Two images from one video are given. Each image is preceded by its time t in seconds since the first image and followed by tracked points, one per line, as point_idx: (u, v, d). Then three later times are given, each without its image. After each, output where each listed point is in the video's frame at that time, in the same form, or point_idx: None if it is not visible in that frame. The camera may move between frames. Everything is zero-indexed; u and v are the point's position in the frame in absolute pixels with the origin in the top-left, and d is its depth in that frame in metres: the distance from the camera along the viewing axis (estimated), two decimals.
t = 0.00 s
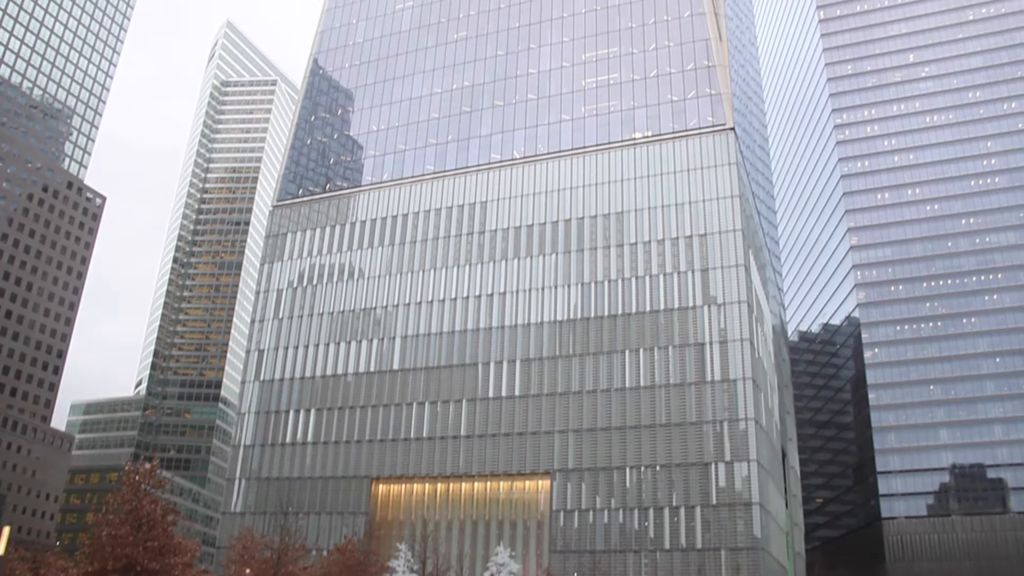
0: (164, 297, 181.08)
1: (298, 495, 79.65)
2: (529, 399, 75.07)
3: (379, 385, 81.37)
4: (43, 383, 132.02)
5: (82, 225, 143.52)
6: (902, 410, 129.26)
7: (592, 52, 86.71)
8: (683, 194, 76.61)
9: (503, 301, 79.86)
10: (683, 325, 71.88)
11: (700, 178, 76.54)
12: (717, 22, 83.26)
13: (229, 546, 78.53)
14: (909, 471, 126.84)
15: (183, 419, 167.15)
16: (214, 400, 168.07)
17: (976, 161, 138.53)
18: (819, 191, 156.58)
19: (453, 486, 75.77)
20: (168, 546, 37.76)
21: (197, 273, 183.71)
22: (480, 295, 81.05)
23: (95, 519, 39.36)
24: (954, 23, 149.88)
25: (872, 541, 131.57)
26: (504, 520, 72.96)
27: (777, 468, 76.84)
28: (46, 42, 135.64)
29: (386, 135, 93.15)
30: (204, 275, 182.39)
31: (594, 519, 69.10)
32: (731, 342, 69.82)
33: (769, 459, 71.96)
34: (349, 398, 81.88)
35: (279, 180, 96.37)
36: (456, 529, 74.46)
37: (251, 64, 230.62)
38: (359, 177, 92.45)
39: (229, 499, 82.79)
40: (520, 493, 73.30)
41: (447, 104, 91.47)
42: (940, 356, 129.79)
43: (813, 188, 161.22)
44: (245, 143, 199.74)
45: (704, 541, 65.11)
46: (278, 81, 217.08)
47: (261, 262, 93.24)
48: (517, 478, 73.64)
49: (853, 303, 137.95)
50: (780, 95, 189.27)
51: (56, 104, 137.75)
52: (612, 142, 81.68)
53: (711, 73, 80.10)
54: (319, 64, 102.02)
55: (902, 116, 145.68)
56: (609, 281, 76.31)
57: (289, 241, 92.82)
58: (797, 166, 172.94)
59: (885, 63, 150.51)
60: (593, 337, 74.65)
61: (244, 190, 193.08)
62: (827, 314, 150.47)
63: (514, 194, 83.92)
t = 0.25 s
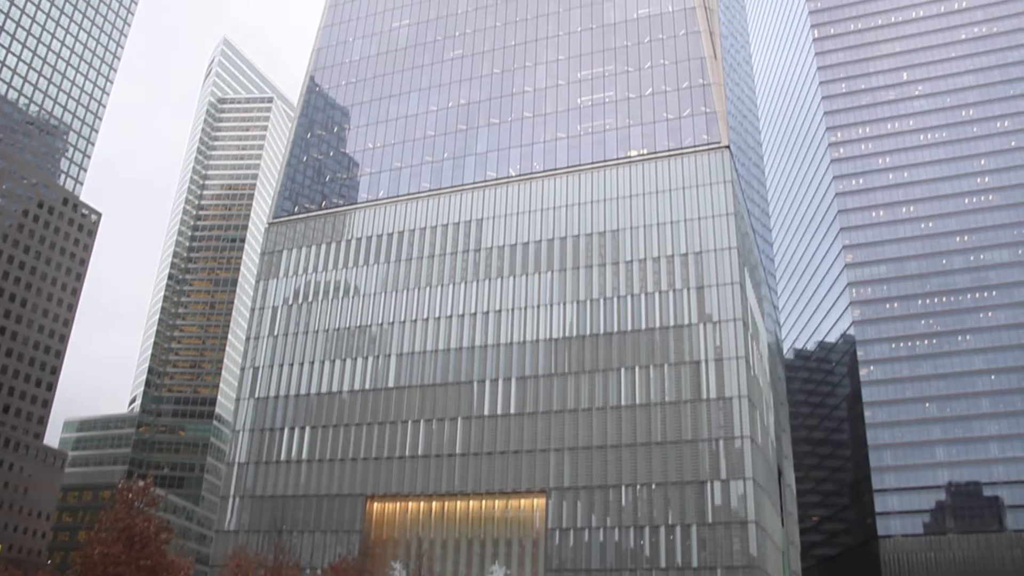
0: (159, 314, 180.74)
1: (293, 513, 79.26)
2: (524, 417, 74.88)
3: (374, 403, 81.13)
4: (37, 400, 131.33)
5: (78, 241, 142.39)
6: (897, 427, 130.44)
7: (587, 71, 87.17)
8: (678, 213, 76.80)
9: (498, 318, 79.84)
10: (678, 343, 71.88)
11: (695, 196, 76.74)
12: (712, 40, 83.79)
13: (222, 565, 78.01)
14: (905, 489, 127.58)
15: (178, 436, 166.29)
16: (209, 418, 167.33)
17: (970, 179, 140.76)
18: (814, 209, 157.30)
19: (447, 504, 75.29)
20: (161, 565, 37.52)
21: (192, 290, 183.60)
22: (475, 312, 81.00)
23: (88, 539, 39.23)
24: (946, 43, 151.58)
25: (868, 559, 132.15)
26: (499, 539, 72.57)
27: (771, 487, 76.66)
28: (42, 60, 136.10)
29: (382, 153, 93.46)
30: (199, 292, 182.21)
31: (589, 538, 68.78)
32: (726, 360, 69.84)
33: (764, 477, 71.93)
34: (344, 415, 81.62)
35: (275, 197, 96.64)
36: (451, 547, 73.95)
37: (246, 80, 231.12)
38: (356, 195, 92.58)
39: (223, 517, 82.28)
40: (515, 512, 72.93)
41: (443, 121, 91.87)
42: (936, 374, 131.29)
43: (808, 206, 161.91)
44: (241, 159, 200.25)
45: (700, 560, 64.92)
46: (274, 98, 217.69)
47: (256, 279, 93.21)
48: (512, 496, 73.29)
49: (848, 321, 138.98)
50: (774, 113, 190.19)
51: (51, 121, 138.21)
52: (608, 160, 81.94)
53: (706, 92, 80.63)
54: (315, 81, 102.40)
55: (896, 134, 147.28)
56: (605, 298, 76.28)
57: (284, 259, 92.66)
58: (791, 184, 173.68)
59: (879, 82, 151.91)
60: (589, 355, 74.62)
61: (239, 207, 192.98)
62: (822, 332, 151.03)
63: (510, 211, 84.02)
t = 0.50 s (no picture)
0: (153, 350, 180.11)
1: (285, 552, 78.31)
2: (519, 455, 74.33)
3: (369, 440, 80.56)
4: (28, 437, 130.53)
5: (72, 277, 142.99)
6: (894, 465, 130.31)
7: (582, 110, 87.94)
8: (673, 251, 76.94)
9: (492, 355, 79.58)
10: (674, 380, 71.64)
11: (690, 235, 76.97)
12: (706, 80, 84.64)
13: None
14: (903, 527, 126.92)
15: (170, 473, 165.12)
16: (202, 454, 166.20)
17: (963, 217, 141.99)
18: (809, 245, 158.18)
19: (442, 542, 74.39)
20: None
21: (187, 325, 183.24)
22: (469, 349, 80.75)
23: None
24: (936, 82, 153.67)
25: None
26: None
27: (770, 526, 75.89)
28: (40, 96, 137.30)
29: (378, 191, 93.88)
30: (193, 328, 181.76)
31: None
32: (722, 398, 69.53)
33: (761, 515, 71.29)
34: (338, 453, 80.97)
35: (270, 234, 96.96)
36: None
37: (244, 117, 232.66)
38: (351, 232, 92.78)
39: (215, 557, 81.26)
40: (509, 551, 71.99)
41: (438, 160, 92.44)
42: (932, 411, 131.67)
43: (803, 242, 162.77)
44: (237, 195, 201.03)
45: None
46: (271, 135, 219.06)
47: (251, 316, 93.13)
48: (507, 535, 72.41)
49: (843, 359, 139.33)
50: (768, 150, 191.64)
51: (48, 156, 139.12)
52: (603, 198, 82.29)
53: (699, 131, 81.27)
54: (311, 119, 103.35)
55: (889, 172, 148.61)
56: (600, 335, 76.18)
57: (279, 295, 92.66)
58: (786, 220, 174.69)
59: (871, 120, 153.70)
60: (584, 392, 74.29)
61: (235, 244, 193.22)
62: (818, 369, 151.04)
63: (505, 249, 84.18)
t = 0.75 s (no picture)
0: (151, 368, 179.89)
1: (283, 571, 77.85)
2: (518, 473, 74.05)
3: (367, 459, 80.31)
4: (25, 456, 130.37)
5: (71, 295, 142.43)
6: (894, 482, 130.04)
7: (579, 128, 88.34)
8: (672, 268, 77.03)
9: (491, 374, 79.46)
10: (673, 398, 71.53)
11: (689, 252, 77.08)
12: (703, 98, 85.12)
13: None
14: (904, 544, 126.39)
15: (168, 492, 165.22)
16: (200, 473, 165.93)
17: (961, 234, 142.46)
18: (808, 262, 158.49)
19: (441, 561, 73.94)
20: None
21: (184, 343, 182.98)
22: (468, 368, 80.63)
23: None
24: (933, 100, 154.58)
25: None
26: None
27: (770, 544, 75.48)
28: (39, 115, 138.82)
29: (376, 210, 94.05)
30: (191, 346, 181.53)
31: None
32: (721, 416, 69.36)
33: (761, 533, 70.99)
34: (337, 472, 80.66)
35: (268, 253, 97.09)
36: None
37: (243, 135, 233.45)
38: (349, 251, 92.89)
39: None
40: (509, 569, 71.28)
41: (437, 178, 92.67)
42: (931, 428, 131.53)
43: (801, 259, 163.07)
44: (236, 213, 201.34)
45: None
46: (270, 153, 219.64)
47: (249, 334, 93.07)
48: (505, 553, 71.95)
49: (842, 376, 139.40)
50: (766, 167, 192.22)
51: (47, 175, 140.52)
52: (601, 216, 82.47)
53: (698, 149, 81.59)
54: (310, 138, 103.77)
55: (887, 189, 149.16)
56: (599, 353, 76.12)
57: (277, 314, 92.66)
58: (784, 237, 175.09)
59: (868, 138, 154.46)
60: (584, 410, 74.12)
61: (234, 262, 193.23)
62: (817, 386, 150.86)
63: (504, 267, 84.23)
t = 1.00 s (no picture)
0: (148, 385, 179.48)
1: None
2: (517, 490, 73.72)
3: (365, 476, 79.94)
4: (20, 474, 129.55)
5: (68, 312, 142.30)
6: (894, 498, 129.56)
7: (577, 144, 88.64)
8: (670, 284, 77.03)
9: (489, 390, 79.28)
10: (672, 414, 71.35)
11: (687, 268, 77.10)
12: (701, 114, 85.52)
13: None
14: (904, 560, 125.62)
15: (165, 510, 164.98)
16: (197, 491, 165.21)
17: (957, 248, 142.94)
18: (806, 278, 158.84)
19: None
20: None
21: (182, 360, 182.66)
22: (466, 385, 80.42)
23: None
24: (928, 115, 155.44)
25: None
26: None
27: (770, 562, 75.04)
28: (37, 132, 138.98)
29: (374, 226, 94.18)
30: (189, 363, 181.25)
31: None
32: (720, 432, 69.19)
33: (761, 549, 70.60)
34: (334, 489, 80.28)
35: (266, 269, 97.14)
36: None
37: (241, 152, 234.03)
38: (347, 267, 92.89)
39: None
40: None
41: (434, 195, 92.88)
42: (931, 443, 131.21)
43: (799, 275, 163.44)
44: (235, 230, 201.49)
45: None
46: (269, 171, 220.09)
47: (247, 351, 92.86)
48: (503, 571, 71.55)
49: (840, 392, 139.28)
50: (763, 183, 192.83)
51: (45, 193, 140.23)
52: (599, 232, 82.55)
53: (695, 164, 81.85)
54: (308, 155, 104.10)
55: (884, 205, 149.69)
56: (597, 370, 75.99)
57: (275, 331, 92.55)
58: (782, 253, 175.51)
59: (864, 153, 155.15)
60: (582, 427, 73.90)
61: (231, 279, 193.11)
62: (816, 402, 150.59)
63: (502, 283, 84.20)
